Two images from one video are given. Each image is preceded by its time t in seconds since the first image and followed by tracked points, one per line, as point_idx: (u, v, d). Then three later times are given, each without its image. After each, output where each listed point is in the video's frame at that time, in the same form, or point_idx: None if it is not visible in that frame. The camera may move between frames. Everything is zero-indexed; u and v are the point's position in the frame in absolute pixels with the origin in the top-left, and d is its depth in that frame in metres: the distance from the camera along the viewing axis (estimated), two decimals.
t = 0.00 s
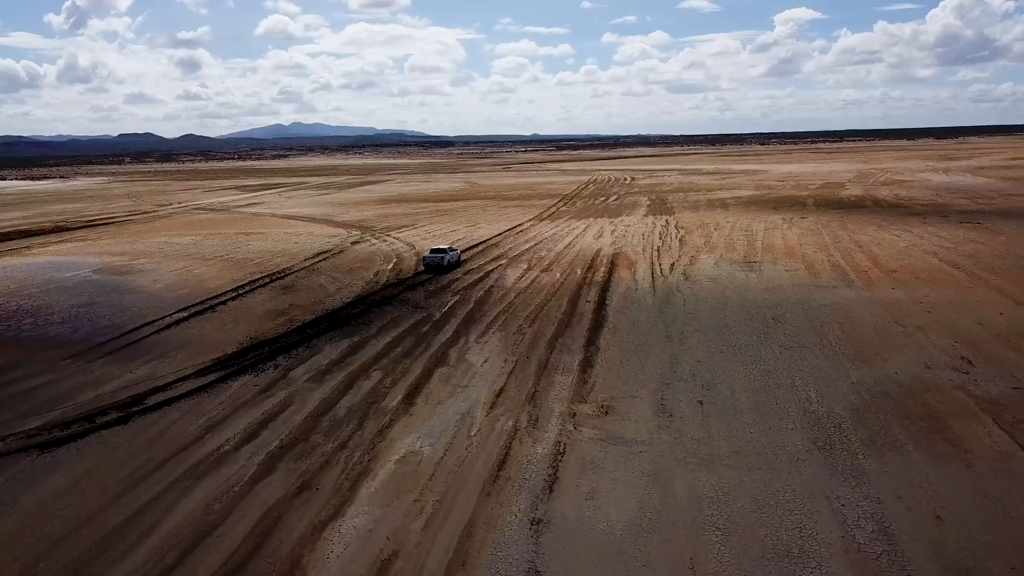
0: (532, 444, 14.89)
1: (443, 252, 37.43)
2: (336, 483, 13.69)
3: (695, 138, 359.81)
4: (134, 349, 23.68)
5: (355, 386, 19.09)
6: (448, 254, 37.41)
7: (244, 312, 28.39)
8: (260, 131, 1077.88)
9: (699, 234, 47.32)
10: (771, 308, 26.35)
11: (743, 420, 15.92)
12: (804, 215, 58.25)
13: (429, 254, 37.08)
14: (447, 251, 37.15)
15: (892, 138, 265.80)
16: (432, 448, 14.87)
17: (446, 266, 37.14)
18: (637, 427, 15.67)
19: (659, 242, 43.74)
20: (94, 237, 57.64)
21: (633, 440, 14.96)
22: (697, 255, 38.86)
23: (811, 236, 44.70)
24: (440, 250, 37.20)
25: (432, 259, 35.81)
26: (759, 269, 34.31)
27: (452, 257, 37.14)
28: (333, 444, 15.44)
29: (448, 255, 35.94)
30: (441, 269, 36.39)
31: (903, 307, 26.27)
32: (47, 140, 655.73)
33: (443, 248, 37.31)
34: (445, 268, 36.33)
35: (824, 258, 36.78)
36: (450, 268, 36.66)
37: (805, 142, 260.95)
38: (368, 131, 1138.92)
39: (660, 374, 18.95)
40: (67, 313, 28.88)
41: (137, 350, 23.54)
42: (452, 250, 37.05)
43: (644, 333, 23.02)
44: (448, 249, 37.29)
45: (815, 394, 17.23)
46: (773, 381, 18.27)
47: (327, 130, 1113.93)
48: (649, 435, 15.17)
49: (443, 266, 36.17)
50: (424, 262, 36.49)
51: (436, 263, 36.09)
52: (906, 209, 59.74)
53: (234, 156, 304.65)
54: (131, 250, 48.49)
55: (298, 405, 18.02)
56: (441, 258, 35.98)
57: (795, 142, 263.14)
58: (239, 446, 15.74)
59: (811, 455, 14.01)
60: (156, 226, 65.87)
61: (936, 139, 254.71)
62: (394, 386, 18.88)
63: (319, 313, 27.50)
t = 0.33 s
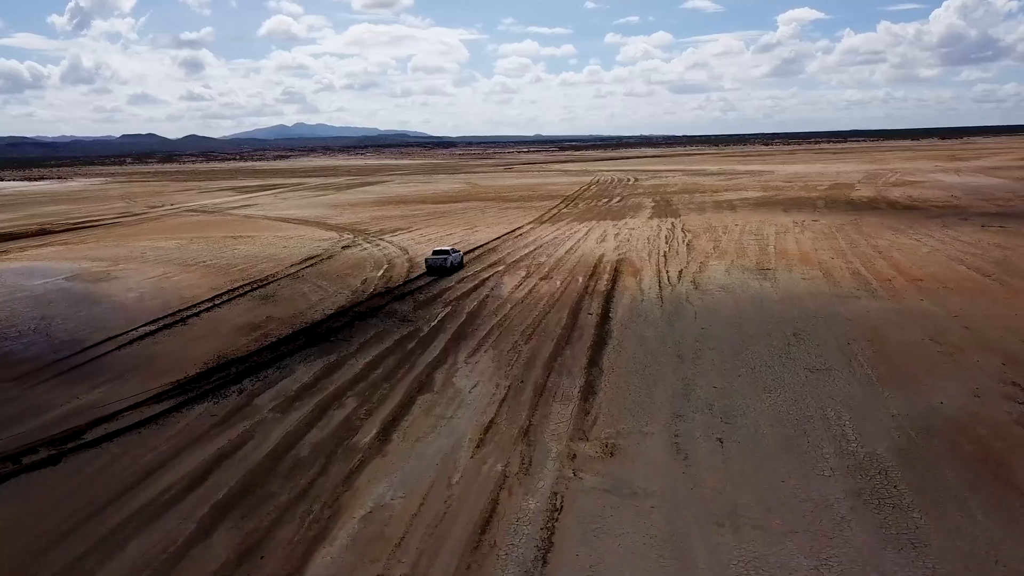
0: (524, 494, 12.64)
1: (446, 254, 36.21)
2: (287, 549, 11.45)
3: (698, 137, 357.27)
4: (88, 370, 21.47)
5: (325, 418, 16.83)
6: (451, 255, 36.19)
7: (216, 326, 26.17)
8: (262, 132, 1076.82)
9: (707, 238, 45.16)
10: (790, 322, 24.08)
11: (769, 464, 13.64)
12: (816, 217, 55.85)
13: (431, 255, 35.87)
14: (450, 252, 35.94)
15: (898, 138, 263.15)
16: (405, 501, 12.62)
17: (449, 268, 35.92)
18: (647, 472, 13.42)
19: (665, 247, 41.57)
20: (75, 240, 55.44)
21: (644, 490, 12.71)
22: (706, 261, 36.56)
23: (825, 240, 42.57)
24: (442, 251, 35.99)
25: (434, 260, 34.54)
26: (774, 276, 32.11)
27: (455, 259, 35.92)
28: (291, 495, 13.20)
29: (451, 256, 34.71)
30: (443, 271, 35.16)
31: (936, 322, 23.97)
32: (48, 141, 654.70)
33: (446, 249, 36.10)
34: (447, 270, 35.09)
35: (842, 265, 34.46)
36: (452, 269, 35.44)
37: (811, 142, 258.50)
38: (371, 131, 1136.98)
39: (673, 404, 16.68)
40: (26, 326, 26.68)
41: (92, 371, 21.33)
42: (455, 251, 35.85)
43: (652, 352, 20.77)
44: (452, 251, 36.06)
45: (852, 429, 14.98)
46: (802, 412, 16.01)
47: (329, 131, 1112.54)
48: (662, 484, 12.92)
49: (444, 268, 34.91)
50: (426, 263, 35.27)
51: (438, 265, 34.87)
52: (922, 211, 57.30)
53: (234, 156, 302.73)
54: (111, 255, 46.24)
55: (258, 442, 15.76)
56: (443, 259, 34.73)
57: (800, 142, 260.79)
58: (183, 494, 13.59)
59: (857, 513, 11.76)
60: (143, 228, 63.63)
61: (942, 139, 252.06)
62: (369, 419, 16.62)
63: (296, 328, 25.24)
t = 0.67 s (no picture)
0: (508, 569, 10.35)
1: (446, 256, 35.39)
2: None
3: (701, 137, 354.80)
4: (28, 396, 19.28)
5: (282, 462, 14.57)
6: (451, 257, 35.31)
7: (180, 343, 23.96)
8: (263, 132, 1074.84)
9: (713, 242, 42.99)
10: (811, 337, 21.79)
11: (806, 527, 11.33)
12: (826, 219, 53.46)
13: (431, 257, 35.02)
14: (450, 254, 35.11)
15: (903, 138, 261.07)
16: None
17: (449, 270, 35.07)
18: (659, 538, 11.13)
19: (670, 252, 39.37)
20: (54, 244, 53.18)
21: (656, 566, 10.43)
22: (714, 268, 34.24)
23: (838, 244, 40.50)
24: (442, 253, 35.13)
25: (433, 263, 33.62)
26: (788, 284, 29.90)
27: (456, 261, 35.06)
28: (225, 568, 10.97)
29: (451, 258, 33.83)
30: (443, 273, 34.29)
31: (973, 340, 21.63)
32: (49, 141, 652.96)
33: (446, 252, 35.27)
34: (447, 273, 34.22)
35: (860, 272, 32.13)
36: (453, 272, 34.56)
37: (814, 142, 256.65)
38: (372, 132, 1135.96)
39: (686, 445, 14.38)
40: None
41: (32, 398, 19.15)
42: (455, 253, 35.04)
43: (659, 376, 18.48)
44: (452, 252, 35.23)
45: (898, 479, 12.71)
46: (838, 455, 13.71)
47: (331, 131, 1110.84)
48: (677, 557, 10.64)
49: (444, 270, 34.03)
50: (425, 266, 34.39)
51: (438, 267, 34.01)
52: (937, 213, 54.80)
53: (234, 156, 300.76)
54: (87, 261, 44.01)
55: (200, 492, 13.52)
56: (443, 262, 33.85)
57: (804, 142, 258.95)
58: (99, 560, 11.32)
59: None
60: (127, 232, 61.41)
61: (947, 138, 250.31)
62: (332, 462, 14.35)
63: (266, 346, 22.99)
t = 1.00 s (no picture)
0: None
1: (448, 257, 34.46)
2: None
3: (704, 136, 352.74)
4: None
5: (219, 519, 12.24)
6: (453, 259, 34.38)
7: (134, 363, 21.65)
8: (265, 133, 1073.92)
9: (722, 247, 40.69)
10: (837, 358, 19.44)
11: None
12: (838, 222, 51.03)
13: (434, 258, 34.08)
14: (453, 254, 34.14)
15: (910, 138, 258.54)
16: None
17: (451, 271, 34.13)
18: None
19: (676, 258, 37.03)
20: (31, 249, 50.94)
21: None
22: (723, 276, 31.87)
23: (854, 249, 38.24)
24: (443, 255, 34.17)
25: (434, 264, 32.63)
26: (805, 295, 27.57)
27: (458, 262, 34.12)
28: None
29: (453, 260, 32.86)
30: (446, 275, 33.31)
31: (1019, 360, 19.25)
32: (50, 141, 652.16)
33: (448, 253, 34.30)
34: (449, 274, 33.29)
35: (882, 281, 29.75)
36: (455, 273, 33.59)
37: (819, 142, 254.47)
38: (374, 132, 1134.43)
39: (703, 501, 12.09)
40: None
41: None
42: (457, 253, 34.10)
43: (668, 407, 16.17)
44: (454, 253, 34.28)
45: (964, 553, 10.42)
46: (887, 517, 11.40)
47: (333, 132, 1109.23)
48: None
49: (447, 272, 33.10)
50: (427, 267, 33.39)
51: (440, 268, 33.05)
52: (954, 216, 52.38)
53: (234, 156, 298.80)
54: (60, 267, 41.74)
55: (114, 562, 11.19)
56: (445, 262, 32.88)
57: (809, 142, 256.67)
58: None
59: None
60: (111, 235, 59.20)
61: (952, 139, 248.03)
62: (278, 521, 12.02)
63: (229, 368, 20.66)
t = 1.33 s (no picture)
0: None
1: (449, 257, 33.67)
2: None
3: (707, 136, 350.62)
4: None
5: None
6: (455, 259, 33.56)
7: (74, 387, 19.28)
8: (267, 133, 1072.66)
9: (729, 252, 38.38)
10: (867, 385, 17.00)
11: None
12: (851, 225, 48.55)
13: (434, 258, 33.27)
14: (454, 253, 33.28)
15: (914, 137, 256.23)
16: None
17: (452, 272, 33.32)
18: None
19: (680, 264, 34.71)
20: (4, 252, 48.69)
21: None
22: (733, 285, 29.46)
23: (871, 254, 35.98)
24: (444, 255, 33.35)
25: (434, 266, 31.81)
26: (823, 306, 25.21)
27: (460, 262, 33.33)
28: None
29: (454, 261, 32.03)
30: (446, 276, 32.53)
31: None
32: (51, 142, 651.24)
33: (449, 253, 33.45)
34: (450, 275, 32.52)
35: (906, 291, 27.32)
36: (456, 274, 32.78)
37: (823, 142, 252.16)
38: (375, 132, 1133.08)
39: None
40: None
41: None
42: (459, 253, 33.24)
43: (676, 448, 13.79)
44: (454, 253, 33.43)
45: None
46: None
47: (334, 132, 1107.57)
48: None
49: (447, 274, 32.31)
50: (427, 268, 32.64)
51: (441, 270, 32.26)
52: (973, 218, 49.86)
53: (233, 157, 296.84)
54: (26, 273, 39.43)
55: None
56: (446, 264, 32.07)
57: (813, 142, 254.29)
58: None
59: None
60: (92, 238, 56.91)
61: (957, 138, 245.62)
62: None
63: (177, 394, 18.29)
